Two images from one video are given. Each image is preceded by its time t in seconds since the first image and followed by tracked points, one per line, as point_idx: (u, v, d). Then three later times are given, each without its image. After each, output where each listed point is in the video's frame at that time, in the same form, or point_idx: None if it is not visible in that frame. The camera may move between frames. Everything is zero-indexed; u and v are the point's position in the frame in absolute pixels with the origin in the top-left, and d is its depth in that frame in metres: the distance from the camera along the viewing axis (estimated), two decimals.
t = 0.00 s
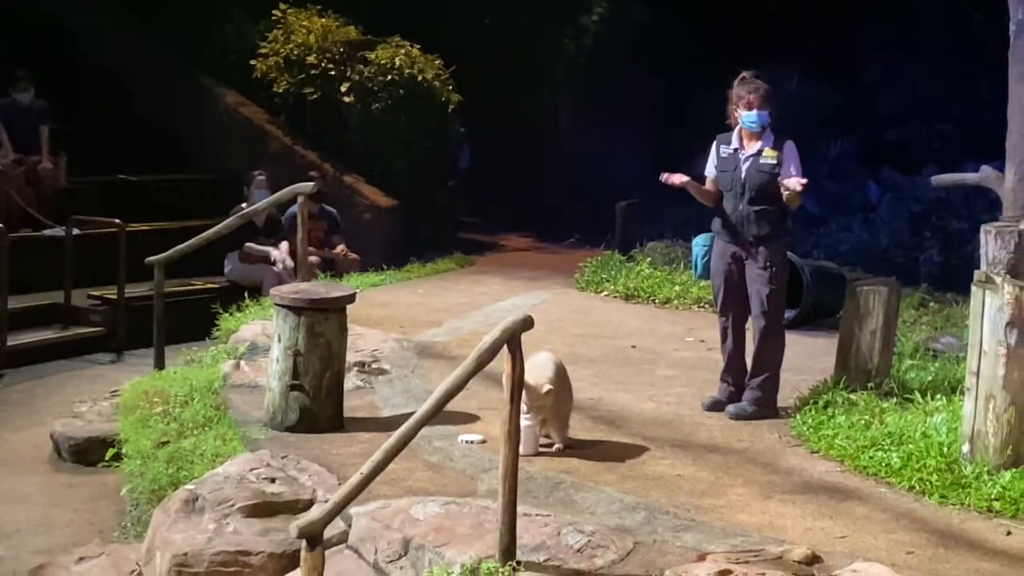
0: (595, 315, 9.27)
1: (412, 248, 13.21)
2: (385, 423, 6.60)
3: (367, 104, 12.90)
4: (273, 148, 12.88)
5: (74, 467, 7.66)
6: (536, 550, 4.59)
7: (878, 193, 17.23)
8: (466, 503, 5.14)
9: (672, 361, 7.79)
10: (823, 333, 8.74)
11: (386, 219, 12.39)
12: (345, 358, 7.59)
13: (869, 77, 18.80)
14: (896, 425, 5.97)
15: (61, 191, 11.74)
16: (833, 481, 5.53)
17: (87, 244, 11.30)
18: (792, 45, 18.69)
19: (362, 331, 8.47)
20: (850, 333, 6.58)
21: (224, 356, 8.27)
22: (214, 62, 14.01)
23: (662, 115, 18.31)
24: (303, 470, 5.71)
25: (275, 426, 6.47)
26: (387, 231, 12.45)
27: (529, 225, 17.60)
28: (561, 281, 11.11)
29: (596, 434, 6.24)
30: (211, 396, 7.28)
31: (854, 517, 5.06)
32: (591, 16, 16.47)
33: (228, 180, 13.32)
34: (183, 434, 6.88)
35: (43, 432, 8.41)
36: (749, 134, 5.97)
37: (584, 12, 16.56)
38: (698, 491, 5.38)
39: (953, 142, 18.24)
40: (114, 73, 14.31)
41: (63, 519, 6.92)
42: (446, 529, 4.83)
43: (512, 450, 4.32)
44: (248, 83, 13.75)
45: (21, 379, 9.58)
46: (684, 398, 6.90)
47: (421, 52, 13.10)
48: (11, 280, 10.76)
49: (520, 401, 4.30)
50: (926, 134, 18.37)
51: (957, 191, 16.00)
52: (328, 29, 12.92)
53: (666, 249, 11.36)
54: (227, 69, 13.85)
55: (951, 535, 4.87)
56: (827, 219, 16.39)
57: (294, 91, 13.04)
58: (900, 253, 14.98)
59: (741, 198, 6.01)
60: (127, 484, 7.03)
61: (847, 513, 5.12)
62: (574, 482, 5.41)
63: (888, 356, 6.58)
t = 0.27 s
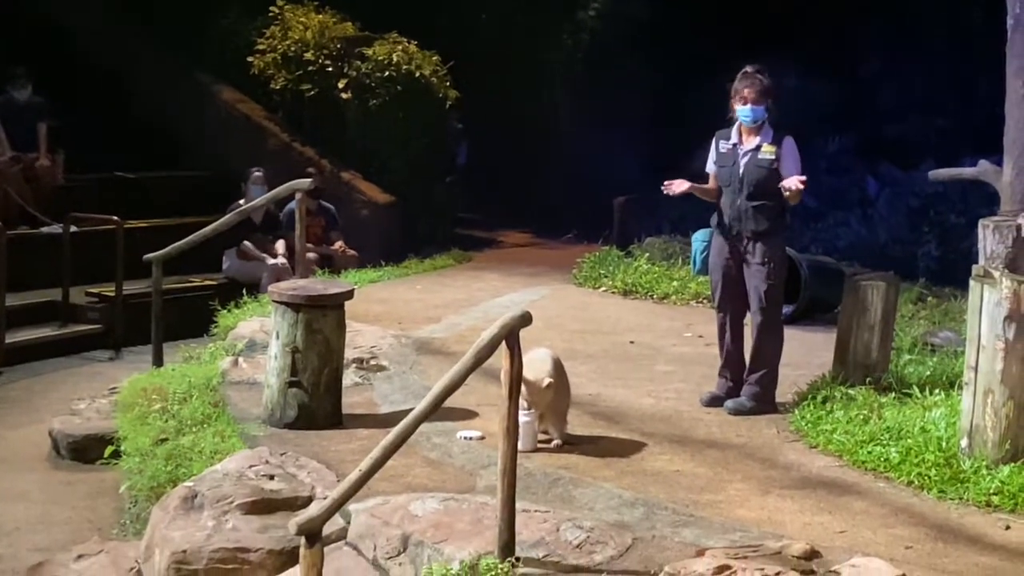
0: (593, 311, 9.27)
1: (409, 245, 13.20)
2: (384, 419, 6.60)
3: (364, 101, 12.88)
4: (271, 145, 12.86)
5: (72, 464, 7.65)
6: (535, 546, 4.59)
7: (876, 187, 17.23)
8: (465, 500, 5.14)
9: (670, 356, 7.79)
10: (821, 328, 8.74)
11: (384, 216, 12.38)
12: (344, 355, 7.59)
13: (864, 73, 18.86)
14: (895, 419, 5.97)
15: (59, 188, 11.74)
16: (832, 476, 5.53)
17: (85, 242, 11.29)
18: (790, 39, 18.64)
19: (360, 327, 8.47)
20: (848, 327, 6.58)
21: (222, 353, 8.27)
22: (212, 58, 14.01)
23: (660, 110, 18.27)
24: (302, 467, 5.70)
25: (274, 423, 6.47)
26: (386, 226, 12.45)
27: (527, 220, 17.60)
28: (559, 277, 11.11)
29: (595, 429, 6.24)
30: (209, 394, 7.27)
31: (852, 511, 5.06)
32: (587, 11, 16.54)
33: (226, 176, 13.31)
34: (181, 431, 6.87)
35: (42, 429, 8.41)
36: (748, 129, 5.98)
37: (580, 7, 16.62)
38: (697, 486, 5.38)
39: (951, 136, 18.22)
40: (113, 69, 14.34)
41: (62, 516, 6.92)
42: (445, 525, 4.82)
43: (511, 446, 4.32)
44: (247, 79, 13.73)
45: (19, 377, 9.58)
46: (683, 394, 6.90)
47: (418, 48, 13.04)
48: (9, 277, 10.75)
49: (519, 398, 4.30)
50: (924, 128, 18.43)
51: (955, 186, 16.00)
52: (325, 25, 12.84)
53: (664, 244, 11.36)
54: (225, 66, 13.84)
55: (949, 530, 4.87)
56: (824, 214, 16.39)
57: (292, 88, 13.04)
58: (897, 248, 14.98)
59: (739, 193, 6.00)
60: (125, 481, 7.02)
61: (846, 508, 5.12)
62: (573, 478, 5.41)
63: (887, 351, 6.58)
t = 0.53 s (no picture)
0: (593, 310, 9.27)
1: (409, 245, 13.18)
2: (384, 419, 6.60)
3: (364, 100, 12.85)
4: (271, 145, 12.85)
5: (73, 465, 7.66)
6: (536, 545, 4.59)
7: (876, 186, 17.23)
8: (465, 499, 5.14)
9: (671, 356, 7.79)
10: (821, 327, 8.74)
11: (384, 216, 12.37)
12: (344, 354, 7.59)
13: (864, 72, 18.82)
14: (895, 418, 5.97)
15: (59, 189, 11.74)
16: (833, 475, 5.53)
17: (86, 242, 11.29)
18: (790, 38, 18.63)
19: (360, 327, 8.47)
20: (849, 326, 6.57)
21: (223, 352, 8.27)
22: (212, 58, 14.01)
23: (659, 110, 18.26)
24: (303, 466, 5.71)
25: (275, 423, 6.47)
26: (386, 226, 12.44)
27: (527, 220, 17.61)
28: (559, 276, 11.10)
29: (596, 429, 6.24)
30: (210, 394, 7.27)
31: (853, 510, 5.06)
32: (587, 11, 16.58)
33: (226, 176, 13.31)
34: (182, 431, 6.86)
35: (42, 429, 8.41)
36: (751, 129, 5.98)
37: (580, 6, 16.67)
38: (698, 485, 5.38)
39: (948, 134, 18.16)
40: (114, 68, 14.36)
41: (62, 517, 6.92)
42: (445, 525, 4.82)
43: (511, 446, 4.33)
44: (248, 78, 13.73)
45: (19, 377, 9.58)
46: (683, 393, 6.90)
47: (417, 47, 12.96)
48: (9, 278, 10.75)
49: (519, 397, 4.30)
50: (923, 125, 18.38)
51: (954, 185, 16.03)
52: (324, 24, 12.77)
53: (664, 243, 11.35)
54: (225, 66, 13.85)
55: (950, 528, 4.87)
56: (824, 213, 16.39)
57: (291, 88, 13.02)
58: (898, 247, 14.97)
59: (739, 191, 6.01)
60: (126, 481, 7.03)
61: (846, 506, 5.12)
62: (574, 477, 5.41)
63: (887, 349, 6.58)
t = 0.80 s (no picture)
0: (596, 313, 9.27)
1: (413, 248, 13.17)
2: (387, 422, 6.60)
3: (366, 103, 12.84)
4: (274, 148, 12.87)
5: (77, 468, 7.66)
6: (539, 548, 4.59)
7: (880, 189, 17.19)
8: (469, 502, 5.14)
9: (674, 358, 7.80)
10: (825, 330, 8.74)
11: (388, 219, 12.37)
12: (348, 357, 7.59)
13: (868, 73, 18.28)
14: (899, 421, 5.97)
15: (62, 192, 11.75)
16: (836, 477, 5.53)
17: (89, 245, 11.30)
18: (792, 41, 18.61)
19: (363, 330, 8.48)
20: (853, 329, 6.56)
21: (226, 356, 8.27)
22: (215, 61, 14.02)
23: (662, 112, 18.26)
24: (306, 469, 5.71)
25: (278, 426, 6.48)
26: (389, 229, 12.44)
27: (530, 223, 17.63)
28: (562, 279, 11.10)
29: (599, 431, 6.24)
30: (214, 396, 7.28)
31: (857, 513, 5.06)
32: (589, 14, 16.79)
33: (229, 179, 13.30)
34: (185, 434, 6.87)
35: (45, 433, 8.41)
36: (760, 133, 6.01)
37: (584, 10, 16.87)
38: (702, 488, 5.38)
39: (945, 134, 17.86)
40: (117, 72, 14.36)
41: (66, 520, 6.92)
42: (449, 527, 4.83)
43: (514, 448, 4.33)
44: (250, 82, 13.73)
45: (22, 380, 9.58)
46: (687, 395, 6.91)
47: (421, 52, 13.03)
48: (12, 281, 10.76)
49: (522, 401, 4.30)
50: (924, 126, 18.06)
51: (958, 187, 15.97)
52: (328, 28, 12.85)
53: (668, 246, 11.35)
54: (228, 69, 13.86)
55: (954, 531, 4.87)
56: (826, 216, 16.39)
57: (294, 91, 13.02)
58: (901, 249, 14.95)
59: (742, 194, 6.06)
60: (130, 484, 7.03)
61: (850, 509, 5.12)
62: (577, 480, 5.41)
63: (890, 352, 6.58)
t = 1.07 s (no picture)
0: (602, 320, 9.28)
1: (419, 256, 13.19)
2: (393, 429, 6.60)
3: (372, 111, 12.89)
4: (280, 156, 12.92)
5: (83, 475, 7.67)
6: (546, 555, 4.59)
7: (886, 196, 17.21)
8: (475, 509, 5.14)
9: (680, 366, 7.80)
10: (831, 337, 8.74)
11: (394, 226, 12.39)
12: (354, 364, 7.60)
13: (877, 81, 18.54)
14: (905, 428, 5.96)
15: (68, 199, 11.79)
16: (843, 484, 5.53)
17: (95, 253, 11.32)
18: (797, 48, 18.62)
19: (369, 337, 8.49)
20: (859, 336, 6.56)
21: (233, 363, 8.29)
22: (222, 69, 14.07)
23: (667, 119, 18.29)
24: (312, 476, 5.72)
25: (284, 433, 6.49)
26: (396, 236, 12.46)
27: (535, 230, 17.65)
28: (568, 287, 11.11)
29: (606, 439, 6.24)
30: (220, 403, 7.29)
31: (864, 520, 5.06)
32: (596, 20, 16.84)
33: (235, 187, 13.33)
34: (192, 441, 6.88)
35: (52, 440, 8.42)
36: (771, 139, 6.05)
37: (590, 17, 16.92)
38: (708, 495, 5.38)
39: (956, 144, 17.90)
40: (124, 79, 14.42)
41: (72, 527, 6.93)
42: (455, 534, 4.83)
43: (520, 456, 4.33)
44: (256, 89, 13.77)
45: (29, 388, 9.60)
46: (692, 403, 6.91)
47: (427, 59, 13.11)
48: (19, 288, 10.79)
49: (528, 408, 4.30)
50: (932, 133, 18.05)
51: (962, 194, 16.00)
52: (334, 36, 13.02)
53: (673, 253, 11.36)
54: (234, 77, 13.90)
55: (961, 538, 4.86)
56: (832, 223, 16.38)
57: (300, 98, 13.18)
58: (907, 256, 14.93)
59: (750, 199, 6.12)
60: (136, 492, 7.03)
61: (857, 516, 5.12)
62: (584, 487, 5.41)
63: (897, 359, 6.58)
